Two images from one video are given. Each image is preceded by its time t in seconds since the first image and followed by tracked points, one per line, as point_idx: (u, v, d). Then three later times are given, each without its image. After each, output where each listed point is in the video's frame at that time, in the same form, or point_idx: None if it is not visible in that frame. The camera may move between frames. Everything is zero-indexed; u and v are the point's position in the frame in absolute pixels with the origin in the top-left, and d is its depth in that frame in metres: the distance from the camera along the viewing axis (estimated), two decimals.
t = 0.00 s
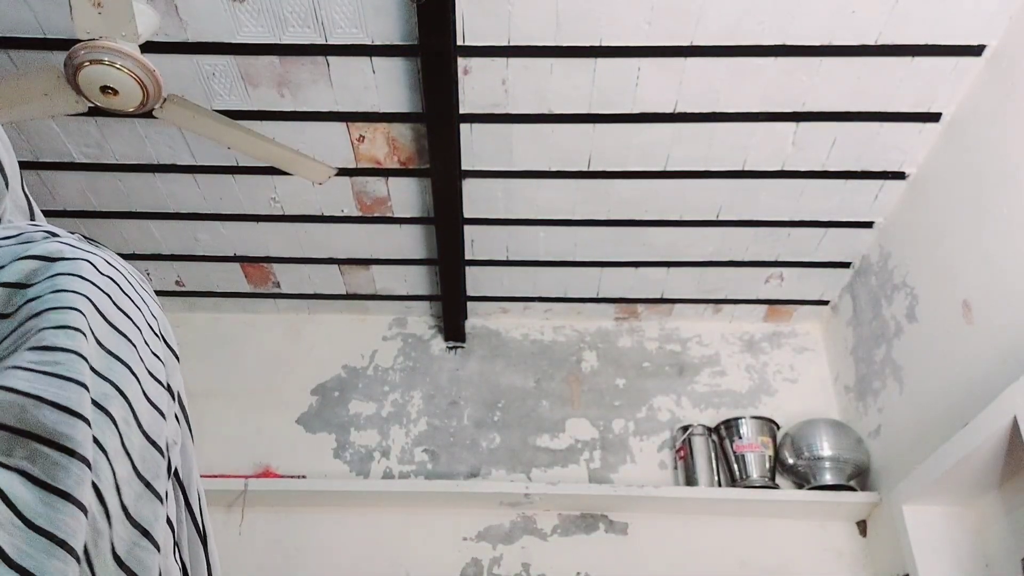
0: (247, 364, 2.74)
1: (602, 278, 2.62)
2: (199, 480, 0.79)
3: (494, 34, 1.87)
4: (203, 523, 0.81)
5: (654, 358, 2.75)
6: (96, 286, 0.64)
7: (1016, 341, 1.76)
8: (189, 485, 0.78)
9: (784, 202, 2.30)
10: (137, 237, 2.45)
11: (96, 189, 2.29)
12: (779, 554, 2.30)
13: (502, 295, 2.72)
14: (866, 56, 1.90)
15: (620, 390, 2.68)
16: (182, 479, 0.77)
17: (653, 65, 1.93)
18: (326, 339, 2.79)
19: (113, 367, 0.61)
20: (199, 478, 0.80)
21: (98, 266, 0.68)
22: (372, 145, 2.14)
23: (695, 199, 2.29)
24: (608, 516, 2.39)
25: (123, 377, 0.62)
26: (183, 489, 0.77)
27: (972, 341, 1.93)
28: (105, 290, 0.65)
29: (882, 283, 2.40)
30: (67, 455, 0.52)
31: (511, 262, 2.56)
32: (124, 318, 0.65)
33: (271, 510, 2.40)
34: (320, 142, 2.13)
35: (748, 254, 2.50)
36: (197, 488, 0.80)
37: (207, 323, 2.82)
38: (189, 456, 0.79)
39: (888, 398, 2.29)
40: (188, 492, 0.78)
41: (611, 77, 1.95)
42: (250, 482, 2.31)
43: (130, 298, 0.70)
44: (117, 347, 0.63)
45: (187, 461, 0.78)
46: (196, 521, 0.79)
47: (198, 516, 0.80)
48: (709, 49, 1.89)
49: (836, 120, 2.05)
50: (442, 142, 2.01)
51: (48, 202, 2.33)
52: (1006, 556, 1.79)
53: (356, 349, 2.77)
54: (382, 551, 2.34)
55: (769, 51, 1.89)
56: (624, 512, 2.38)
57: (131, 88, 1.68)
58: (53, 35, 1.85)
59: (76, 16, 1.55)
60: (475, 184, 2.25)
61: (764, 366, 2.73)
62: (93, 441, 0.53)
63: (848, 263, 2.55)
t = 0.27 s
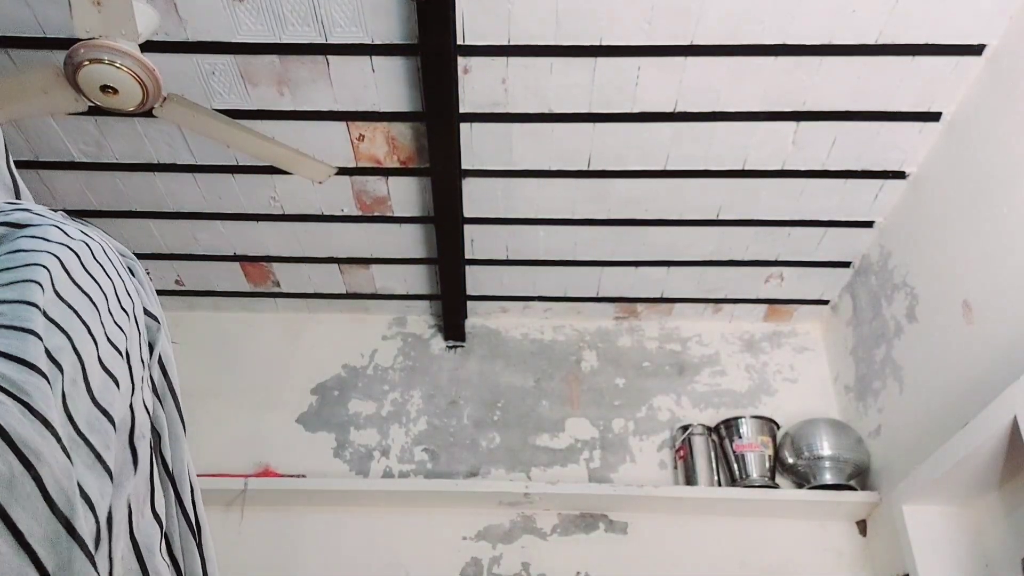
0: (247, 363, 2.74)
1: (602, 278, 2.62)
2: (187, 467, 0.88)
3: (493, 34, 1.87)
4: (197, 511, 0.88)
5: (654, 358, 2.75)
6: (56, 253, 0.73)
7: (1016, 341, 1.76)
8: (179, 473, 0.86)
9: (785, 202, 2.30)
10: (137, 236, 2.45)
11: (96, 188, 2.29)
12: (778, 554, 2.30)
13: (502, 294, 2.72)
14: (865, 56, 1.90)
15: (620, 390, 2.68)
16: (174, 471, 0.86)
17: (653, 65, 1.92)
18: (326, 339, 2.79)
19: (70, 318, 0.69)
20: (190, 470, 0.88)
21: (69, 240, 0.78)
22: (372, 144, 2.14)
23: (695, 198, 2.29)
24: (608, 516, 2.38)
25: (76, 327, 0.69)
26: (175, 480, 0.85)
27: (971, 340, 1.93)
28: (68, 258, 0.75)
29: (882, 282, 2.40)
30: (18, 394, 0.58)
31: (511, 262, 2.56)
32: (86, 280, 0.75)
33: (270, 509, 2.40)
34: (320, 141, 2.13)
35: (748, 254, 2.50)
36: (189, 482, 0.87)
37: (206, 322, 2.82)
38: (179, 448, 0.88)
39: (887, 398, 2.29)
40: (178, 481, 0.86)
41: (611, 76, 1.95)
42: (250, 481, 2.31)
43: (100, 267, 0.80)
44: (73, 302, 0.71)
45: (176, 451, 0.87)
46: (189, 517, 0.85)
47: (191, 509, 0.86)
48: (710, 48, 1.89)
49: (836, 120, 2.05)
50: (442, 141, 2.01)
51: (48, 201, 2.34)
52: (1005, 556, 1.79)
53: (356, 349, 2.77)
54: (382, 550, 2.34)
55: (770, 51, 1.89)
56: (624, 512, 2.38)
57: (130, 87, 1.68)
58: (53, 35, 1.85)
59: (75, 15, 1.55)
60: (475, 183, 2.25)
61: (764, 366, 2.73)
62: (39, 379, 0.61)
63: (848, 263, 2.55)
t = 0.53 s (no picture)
0: (247, 364, 2.75)
1: (602, 278, 2.62)
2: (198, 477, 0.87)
3: (493, 34, 1.87)
4: (204, 518, 0.88)
5: (654, 358, 2.75)
6: (80, 261, 0.70)
7: (1017, 340, 1.75)
8: (189, 482, 0.86)
9: (784, 202, 2.30)
10: (138, 237, 2.45)
11: (97, 189, 2.29)
12: (779, 554, 2.30)
13: (502, 295, 2.72)
14: (865, 56, 1.90)
15: (621, 390, 2.68)
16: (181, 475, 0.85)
17: (653, 65, 1.93)
18: (326, 339, 2.80)
19: (100, 331, 0.66)
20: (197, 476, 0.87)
21: (94, 246, 0.74)
22: (372, 145, 2.15)
23: (695, 198, 2.29)
24: (608, 515, 2.39)
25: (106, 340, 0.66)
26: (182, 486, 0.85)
27: (972, 340, 1.93)
28: (95, 267, 0.71)
29: (881, 282, 2.40)
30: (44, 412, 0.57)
31: (511, 262, 2.56)
32: (112, 283, 0.72)
33: (271, 509, 2.40)
34: (320, 142, 2.13)
35: (748, 254, 2.50)
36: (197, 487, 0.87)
37: (207, 323, 2.83)
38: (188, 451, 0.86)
39: (888, 398, 2.29)
40: (188, 490, 0.86)
41: (612, 76, 1.95)
42: (250, 481, 2.31)
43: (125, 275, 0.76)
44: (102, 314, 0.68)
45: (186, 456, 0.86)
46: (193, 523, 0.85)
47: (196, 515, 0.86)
48: (709, 49, 1.89)
49: (836, 120, 2.05)
50: (442, 142, 2.01)
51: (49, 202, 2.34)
52: (1006, 555, 1.79)
53: (356, 349, 2.77)
54: (382, 551, 2.34)
55: (769, 51, 1.89)
56: (624, 512, 2.38)
57: (131, 87, 1.68)
58: (54, 36, 1.85)
59: (76, 16, 1.56)
60: (475, 184, 2.25)
61: (764, 366, 2.73)
62: (62, 394, 0.59)
63: (849, 263, 2.55)
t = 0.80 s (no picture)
0: (247, 364, 2.75)
1: (602, 277, 2.62)
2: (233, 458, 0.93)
3: (493, 34, 1.87)
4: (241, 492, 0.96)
5: (654, 358, 2.75)
6: (113, 292, 0.73)
7: (1017, 340, 1.75)
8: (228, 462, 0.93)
9: (784, 202, 2.30)
10: (137, 237, 2.45)
11: (97, 189, 2.29)
12: (779, 553, 2.30)
13: (502, 295, 2.72)
14: (865, 56, 1.90)
15: (621, 390, 2.68)
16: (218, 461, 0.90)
17: (653, 65, 1.93)
18: (326, 339, 2.80)
19: (132, 357, 0.70)
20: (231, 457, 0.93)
21: (126, 267, 0.77)
22: (372, 145, 2.15)
23: (695, 198, 2.29)
24: (608, 516, 2.39)
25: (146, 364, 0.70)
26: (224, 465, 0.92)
27: (972, 340, 1.93)
28: (131, 292, 0.74)
29: (881, 282, 2.40)
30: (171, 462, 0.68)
31: (511, 262, 2.56)
32: (167, 309, 0.78)
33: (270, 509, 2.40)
34: (320, 142, 2.13)
35: (748, 254, 2.50)
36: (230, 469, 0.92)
37: (206, 323, 2.83)
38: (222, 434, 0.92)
39: (888, 398, 2.29)
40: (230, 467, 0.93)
41: (612, 76, 1.95)
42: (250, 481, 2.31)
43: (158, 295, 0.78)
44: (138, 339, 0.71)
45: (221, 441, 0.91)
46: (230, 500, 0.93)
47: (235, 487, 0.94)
48: (710, 49, 1.89)
49: (836, 120, 2.05)
50: (442, 142, 2.01)
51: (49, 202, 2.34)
52: (1006, 555, 1.79)
53: (356, 349, 2.77)
54: (382, 551, 2.34)
55: (770, 51, 1.89)
56: (624, 512, 2.38)
57: (131, 87, 1.68)
58: (54, 36, 1.85)
59: (76, 16, 1.56)
60: (475, 184, 2.26)
61: (764, 366, 2.73)
62: (179, 441, 0.69)
63: (848, 263, 2.55)
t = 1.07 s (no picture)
0: (247, 364, 2.74)
1: (602, 277, 2.62)
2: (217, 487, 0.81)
3: (493, 34, 1.87)
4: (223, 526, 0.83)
5: (654, 358, 2.75)
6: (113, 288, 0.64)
7: (1017, 340, 1.75)
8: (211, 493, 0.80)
9: (784, 202, 2.30)
10: (138, 237, 2.45)
11: (97, 189, 2.29)
12: (778, 553, 2.30)
13: (502, 294, 2.72)
14: (865, 56, 1.90)
15: (620, 390, 2.68)
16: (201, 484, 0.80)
17: (653, 66, 1.93)
18: (326, 339, 2.80)
19: (123, 338, 0.61)
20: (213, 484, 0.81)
21: (130, 263, 0.69)
22: (372, 144, 2.14)
23: (695, 198, 2.29)
24: (608, 515, 2.39)
25: (141, 345, 0.61)
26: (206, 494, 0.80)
27: (972, 340, 1.93)
28: (132, 285, 0.66)
29: (881, 282, 2.40)
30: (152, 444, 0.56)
31: (511, 261, 2.56)
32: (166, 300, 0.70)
33: (270, 509, 2.40)
34: (320, 142, 2.13)
35: (748, 254, 2.50)
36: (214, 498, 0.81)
37: (206, 323, 2.82)
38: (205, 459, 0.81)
39: (888, 397, 2.29)
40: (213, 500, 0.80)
41: (612, 77, 1.96)
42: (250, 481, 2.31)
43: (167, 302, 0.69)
44: (132, 322, 0.62)
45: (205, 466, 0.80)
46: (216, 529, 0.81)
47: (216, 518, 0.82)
48: (709, 49, 1.89)
49: (836, 120, 2.05)
50: (442, 142, 2.01)
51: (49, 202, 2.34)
52: (1005, 555, 1.79)
53: (356, 349, 2.77)
54: (382, 551, 2.34)
55: (770, 51, 1.89)
56: (624, 512, 2.39)
57: (130, 87, 1.68)
58: (54, 35, 1.85)
59: (76, 15, 1.55)
60: (475, 184, 2.25)
61: (763, 366, 2.73)
62: (171, 415, 0.59)
63: (848, 263, 2.55)
